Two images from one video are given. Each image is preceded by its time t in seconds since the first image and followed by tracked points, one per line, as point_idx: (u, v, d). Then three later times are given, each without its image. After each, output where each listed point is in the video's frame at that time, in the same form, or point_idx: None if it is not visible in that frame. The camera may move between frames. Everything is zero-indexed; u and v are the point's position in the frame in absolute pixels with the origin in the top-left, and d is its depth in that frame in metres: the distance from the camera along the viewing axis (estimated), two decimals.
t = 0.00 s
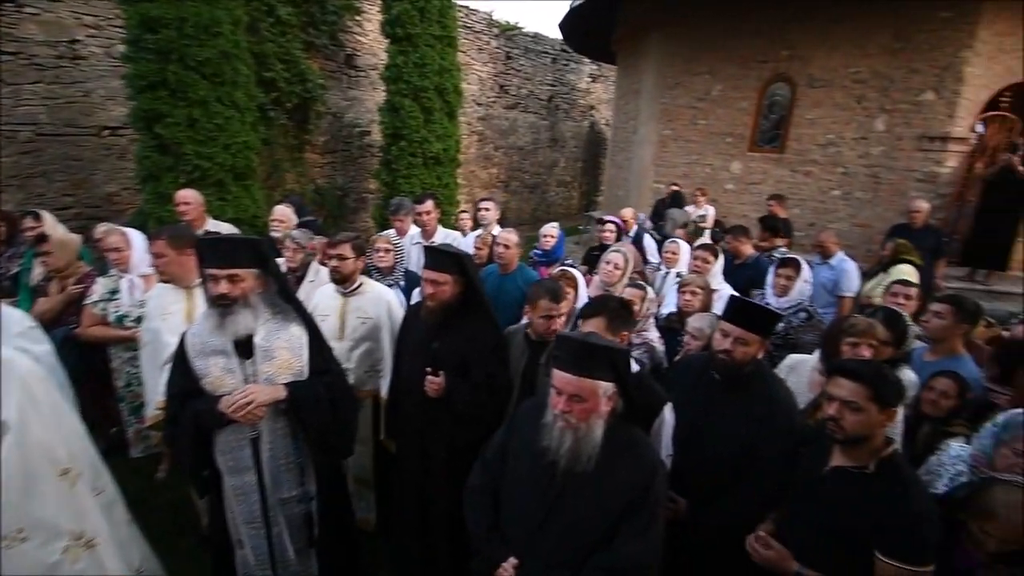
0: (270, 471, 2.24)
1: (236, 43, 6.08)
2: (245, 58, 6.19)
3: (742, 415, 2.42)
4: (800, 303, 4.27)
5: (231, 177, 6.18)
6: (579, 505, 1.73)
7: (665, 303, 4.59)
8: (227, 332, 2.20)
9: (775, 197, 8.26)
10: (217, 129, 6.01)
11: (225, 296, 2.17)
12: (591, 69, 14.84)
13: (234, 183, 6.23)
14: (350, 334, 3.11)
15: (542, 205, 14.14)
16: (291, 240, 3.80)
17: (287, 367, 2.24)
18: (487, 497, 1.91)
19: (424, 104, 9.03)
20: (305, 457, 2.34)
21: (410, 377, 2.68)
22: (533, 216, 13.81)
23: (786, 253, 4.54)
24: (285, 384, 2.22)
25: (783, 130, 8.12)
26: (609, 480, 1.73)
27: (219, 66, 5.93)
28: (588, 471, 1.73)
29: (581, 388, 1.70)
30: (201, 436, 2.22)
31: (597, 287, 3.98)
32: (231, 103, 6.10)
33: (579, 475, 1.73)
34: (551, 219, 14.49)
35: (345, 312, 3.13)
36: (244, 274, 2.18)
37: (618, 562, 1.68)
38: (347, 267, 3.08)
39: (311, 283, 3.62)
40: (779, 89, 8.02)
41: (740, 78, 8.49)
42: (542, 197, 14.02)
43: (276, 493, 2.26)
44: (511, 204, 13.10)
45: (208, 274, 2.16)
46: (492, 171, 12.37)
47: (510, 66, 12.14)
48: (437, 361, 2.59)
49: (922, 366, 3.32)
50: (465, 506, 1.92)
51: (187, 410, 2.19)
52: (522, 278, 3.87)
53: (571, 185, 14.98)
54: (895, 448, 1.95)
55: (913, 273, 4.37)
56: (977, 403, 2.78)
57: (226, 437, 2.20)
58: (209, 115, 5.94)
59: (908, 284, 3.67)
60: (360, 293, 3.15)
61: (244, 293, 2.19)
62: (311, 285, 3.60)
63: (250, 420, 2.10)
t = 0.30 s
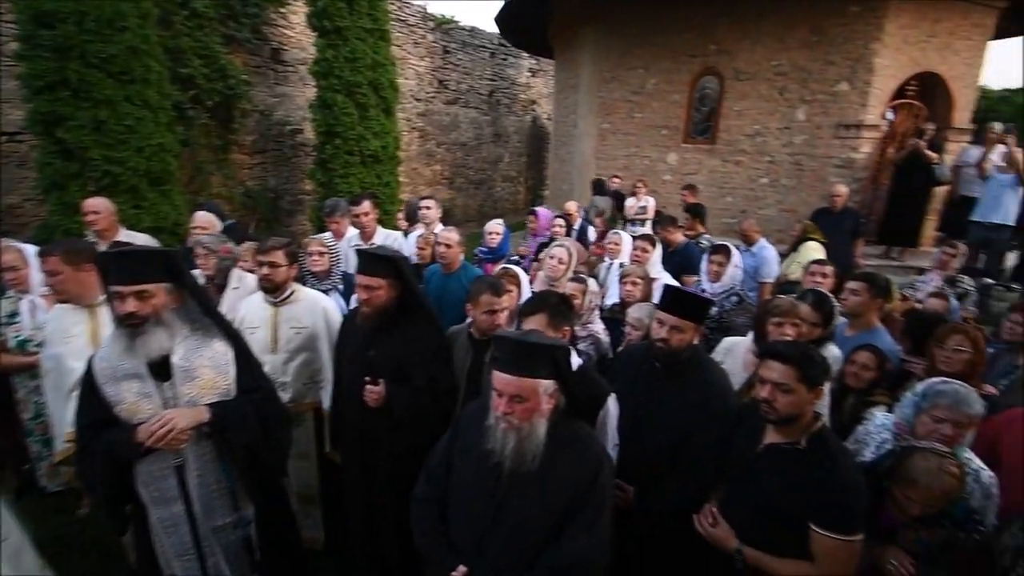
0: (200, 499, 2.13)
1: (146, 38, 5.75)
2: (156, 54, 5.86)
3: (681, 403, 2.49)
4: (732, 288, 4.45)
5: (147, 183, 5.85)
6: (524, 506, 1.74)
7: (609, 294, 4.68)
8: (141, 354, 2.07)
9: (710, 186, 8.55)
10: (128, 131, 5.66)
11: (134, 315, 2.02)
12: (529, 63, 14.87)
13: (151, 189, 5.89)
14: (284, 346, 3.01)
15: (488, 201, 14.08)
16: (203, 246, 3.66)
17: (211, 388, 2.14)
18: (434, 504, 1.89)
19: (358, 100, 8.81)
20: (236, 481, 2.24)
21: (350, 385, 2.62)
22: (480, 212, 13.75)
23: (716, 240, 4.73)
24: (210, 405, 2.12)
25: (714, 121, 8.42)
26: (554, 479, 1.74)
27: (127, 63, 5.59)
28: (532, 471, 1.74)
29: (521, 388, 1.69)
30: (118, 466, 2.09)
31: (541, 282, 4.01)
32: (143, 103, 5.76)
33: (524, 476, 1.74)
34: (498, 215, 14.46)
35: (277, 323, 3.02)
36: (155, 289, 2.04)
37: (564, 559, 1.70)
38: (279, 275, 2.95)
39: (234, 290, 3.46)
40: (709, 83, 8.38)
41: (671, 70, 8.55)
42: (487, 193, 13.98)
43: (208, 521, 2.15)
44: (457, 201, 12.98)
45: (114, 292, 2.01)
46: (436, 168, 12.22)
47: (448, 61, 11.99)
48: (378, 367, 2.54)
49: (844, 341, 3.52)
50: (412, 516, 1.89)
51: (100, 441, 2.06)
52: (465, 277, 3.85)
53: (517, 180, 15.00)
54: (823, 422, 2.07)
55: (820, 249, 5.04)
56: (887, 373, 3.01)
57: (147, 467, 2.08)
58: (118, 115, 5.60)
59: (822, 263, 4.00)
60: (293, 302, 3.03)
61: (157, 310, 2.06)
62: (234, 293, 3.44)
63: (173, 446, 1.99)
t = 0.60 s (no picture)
0: (124, 528, 2.01)
1: (51, 27, 5.36)
2: (64, 44, 5.49)
3: (624, 393, 2.55)
4: (670, 280, 4.59)
5: (56, 185, 5.46)
6: (469, 508, 1.73)
7: (555, 289, 4.72)
8: (45, 375, 1.93)
9: (652, 181, 8.76)
10: (33, 128, 5.28)
11: (36, 332, 1.89)
12: (474, 59, 14.76)
13: (61, 191, 5.50)
14: (214, 358, 2.88)
15: (436, 199, 13.92)
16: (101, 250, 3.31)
17: (128, 407, 2.03)
18: (380, 510, 1.86)
19: (292, 95, 8.52)
20: (163, 505, 2.13)
21: (289, 394, 2.54)
22: (428, 210, 13.57)
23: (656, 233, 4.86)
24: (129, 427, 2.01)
25: (654, 118, 8.63)
26: (499, 478, 1.74)
27: (31, 55, 5.20)
28: (477, 472, 1.73)
29: (460, 390, 1.68)
30: (28, 495, 1.94)
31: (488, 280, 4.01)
32: (50, 97, 5.38)
33: (469, 477, 1.73)
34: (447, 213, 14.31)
35: (205, 333, 2.88)
36: (60, 303, 1.90)
37: (509, 559, 1.69)
38: (206, 282, 2.79)
39: (144, 296, 3.29)
40: (648, 80, 8.55)
41: (612, 68, 8.73)
42: (435, 190, 13.81)
43: (134, 550, 2.02)
44: (404, 199, 12.77)
45: (11, 307, 1.88)
46: (380, 165, 11.96)
47: (389, 54, 11.73)
48: (317, 372, 2.46)
49: (776, 326, 3.70)
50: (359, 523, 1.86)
51: (5, 471, 1.90)
52: (410, 276, 3.80)
53: (465, 176, 14.88)
54: (754, 404, 2.17)
55: (738, 241, 5.70)
56: (816, 353, 3.17)
57: (60, 496, 1.93)
58: (22, 111, 5.20)
59: (745, 250, 4.22)
60: (222, 310, 2.90)
61: (61, 326, 1.92)
62: (146, 299, 3.28)
63: (85, 472, 1.87)
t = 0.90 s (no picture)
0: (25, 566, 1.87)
1: None
2: None
3: (563, 386, 2.58)
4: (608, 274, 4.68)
5: None
6: (406, 512, 1.72)
7: (497, 287, 4.71)
8: None
9: (593, 178, 8.89)
10: None
11: None
12: (414, 53, 14.26)
13: None
14: (126, 373, 2.72)
15: (380, 196, 13.57)
16: None
17: (25, 433, 1.87)
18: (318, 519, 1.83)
19: (215, 87, 8.11)
20: (72, 538, 1.99)
21: (213, 407, 2.43)
22: (370, 208, 13.22)
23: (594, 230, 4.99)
24: (27, 455, 1.86)
25: (593, 117, 8.79)
26: (436, 480, 1.73)
27: None
28: (412, 475, 1.71)
29: (389, 396, 1.65)
30: None
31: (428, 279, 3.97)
32: None
33: (406, 480, 1.71)
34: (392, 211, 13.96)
35: (114, 348, 2.69)
36: None
37: (448, 560, 1.68)
38: (114, 292, 2.60)
39: (30, 307, 3.04)
40: (587, 79, 8.72)
41: (551, 66, 8.82)
42: (378, 188, 13.45)
43: None
44: (344, 197, 12.41)
45: None
46: (317, 162, 11.58)
47: (322, 47, 11.36)
48: (243, 381, 2.37)
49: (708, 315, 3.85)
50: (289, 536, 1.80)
51: None
52: (345, 277, 3.72)
53: (409, 174, 14.60)
54: (684, 391, 2.25)
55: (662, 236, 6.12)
56: (745, 340, 3.32)
57: None
58: None
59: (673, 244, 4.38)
60: (133, 322, 2.72)
61: None
62: (33, 311, 3.03)
63: None
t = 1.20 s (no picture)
0: None
1: None
2: None
3: (515, 386, 2.59)
4: (562, 273, 4.68)
5: None
6: (352, 522, 1.69)
7: (452, 290, 4.63)
8: None
9: (548, 177, 8.91)
10: None
11: None
12: (365, 50, 14.09)
13: None
14: (48, 391, 2.57)
15: (331, 196, 13.23)
16: None
17: None
18: (262, 532, 1.79)
19: (148, 84, 7.73)
20: None
21: (147, 423, 2.35)
22: (322, 209, 12.86)
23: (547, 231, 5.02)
24: None
25: (546, 116, 8.79)
26: (382, 489, 1.71)
27: None
28: (356, 485, 1.69)
29: (326, 411, 1.64)
30: None
31: (379, 282, 3.90)
32: None
33: (351, 492, 1.69)
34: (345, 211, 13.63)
35: (35, 364, 2.55)
36: None
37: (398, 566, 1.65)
38: (31, 304, 2.47)
39: None
40: (539, 79, 8.70)
41: (505, 67, 8.73)
42: (329, 188, 13.13)
43: None
44: (293, 198, 12.00)
45: None
46: (263, 162, 11.21)
47: (266, 42, 10.98)
48: (173, 394, 2.28)
49: (657, 310, 3.96)
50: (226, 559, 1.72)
51: None
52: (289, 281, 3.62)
53: (361, 173, 14.30)
54: (630, 385, 2.29)
55: (606, 232, 6.21)
56: (690, 334, 3.40)
57: None
58: None
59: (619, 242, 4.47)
60: (55, 334, 2.57)
61: None
62: None
63: None
